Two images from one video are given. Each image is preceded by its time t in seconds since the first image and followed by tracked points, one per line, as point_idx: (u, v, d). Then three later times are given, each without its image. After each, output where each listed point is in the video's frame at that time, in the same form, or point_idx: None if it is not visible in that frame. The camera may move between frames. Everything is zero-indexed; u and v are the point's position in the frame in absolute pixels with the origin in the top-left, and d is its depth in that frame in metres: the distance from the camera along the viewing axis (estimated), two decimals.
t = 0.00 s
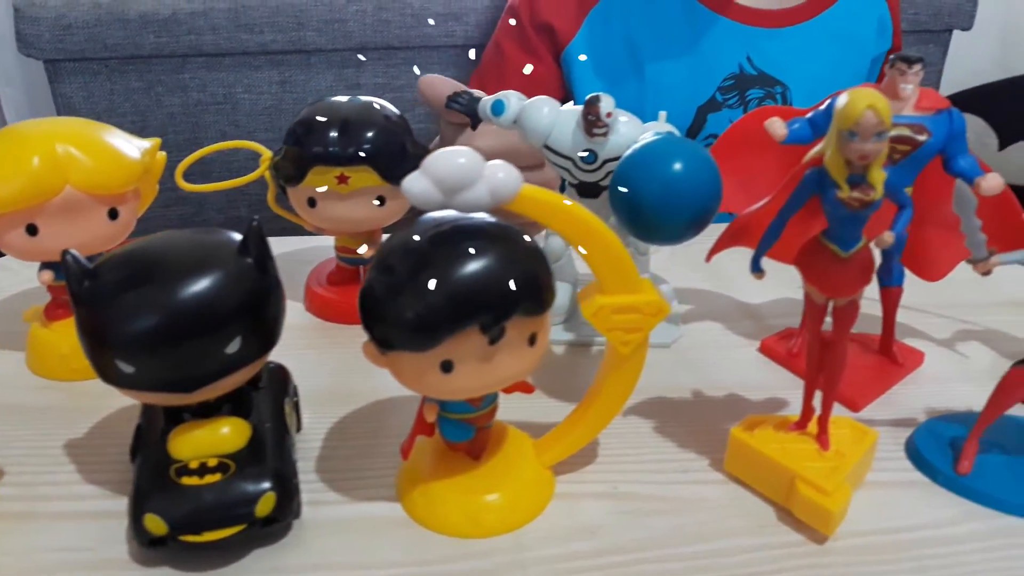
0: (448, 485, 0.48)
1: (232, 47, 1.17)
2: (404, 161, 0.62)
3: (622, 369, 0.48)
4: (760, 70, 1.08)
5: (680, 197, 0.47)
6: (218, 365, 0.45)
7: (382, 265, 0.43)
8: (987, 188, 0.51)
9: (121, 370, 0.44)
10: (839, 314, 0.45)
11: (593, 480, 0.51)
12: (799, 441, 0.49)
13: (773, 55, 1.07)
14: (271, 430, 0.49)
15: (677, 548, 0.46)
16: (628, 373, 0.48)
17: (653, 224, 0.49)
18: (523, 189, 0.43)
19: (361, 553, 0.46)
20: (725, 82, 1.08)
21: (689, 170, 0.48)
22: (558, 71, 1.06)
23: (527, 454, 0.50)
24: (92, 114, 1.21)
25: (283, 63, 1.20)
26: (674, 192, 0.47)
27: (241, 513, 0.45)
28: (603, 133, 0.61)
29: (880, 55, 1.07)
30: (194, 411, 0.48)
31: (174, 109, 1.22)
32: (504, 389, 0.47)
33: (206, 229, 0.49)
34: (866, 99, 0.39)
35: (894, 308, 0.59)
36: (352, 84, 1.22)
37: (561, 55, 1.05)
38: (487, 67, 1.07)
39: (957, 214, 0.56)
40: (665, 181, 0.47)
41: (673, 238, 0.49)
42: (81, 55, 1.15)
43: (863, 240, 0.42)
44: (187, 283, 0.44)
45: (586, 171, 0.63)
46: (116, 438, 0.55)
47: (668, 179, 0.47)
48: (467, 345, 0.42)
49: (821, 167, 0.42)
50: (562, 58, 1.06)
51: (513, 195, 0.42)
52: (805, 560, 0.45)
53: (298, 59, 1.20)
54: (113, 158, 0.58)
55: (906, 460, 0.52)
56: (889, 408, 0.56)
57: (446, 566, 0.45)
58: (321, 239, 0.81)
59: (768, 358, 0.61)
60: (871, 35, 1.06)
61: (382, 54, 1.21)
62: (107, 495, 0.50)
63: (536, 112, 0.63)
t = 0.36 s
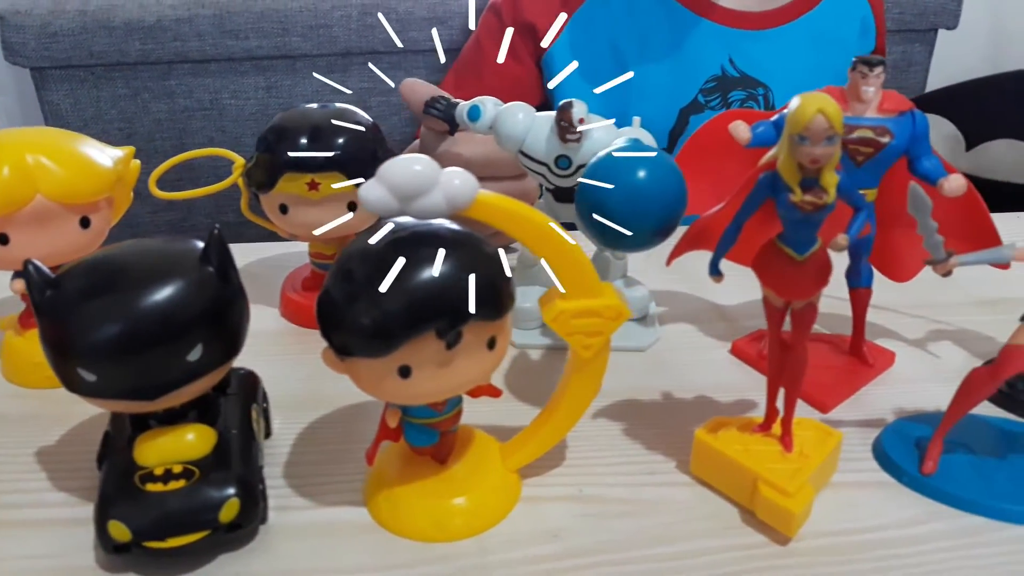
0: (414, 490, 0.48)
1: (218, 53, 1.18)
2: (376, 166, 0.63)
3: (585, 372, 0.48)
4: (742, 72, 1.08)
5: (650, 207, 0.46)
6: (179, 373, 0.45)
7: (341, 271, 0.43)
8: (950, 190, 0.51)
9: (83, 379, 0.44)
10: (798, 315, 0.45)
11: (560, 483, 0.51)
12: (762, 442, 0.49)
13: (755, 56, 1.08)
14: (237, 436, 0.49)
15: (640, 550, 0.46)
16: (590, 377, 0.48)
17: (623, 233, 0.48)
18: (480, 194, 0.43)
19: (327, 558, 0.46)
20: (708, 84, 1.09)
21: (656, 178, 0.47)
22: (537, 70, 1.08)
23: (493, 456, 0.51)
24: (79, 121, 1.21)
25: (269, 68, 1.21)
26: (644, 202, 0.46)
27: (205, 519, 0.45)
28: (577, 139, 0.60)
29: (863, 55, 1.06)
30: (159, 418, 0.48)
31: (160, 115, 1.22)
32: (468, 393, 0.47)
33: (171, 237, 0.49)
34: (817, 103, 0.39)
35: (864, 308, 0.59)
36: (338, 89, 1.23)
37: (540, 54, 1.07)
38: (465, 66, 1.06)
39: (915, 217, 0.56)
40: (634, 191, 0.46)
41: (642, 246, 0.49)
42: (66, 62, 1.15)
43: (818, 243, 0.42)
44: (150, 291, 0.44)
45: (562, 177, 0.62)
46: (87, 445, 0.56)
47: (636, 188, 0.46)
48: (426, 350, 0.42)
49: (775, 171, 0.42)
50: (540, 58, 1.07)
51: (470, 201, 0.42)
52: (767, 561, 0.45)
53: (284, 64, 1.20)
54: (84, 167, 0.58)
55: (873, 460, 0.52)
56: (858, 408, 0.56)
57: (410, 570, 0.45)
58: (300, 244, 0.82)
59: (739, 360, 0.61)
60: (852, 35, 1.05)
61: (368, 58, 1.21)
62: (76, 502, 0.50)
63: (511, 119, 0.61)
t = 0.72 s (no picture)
0: (392, 490, 0.49)
1: (207, 55, 1.18)
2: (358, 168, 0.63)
3: (562, 372, 0.48)
4: (727, 73, 1.09)
5: (627, 210, 0.47)
6: (156, 375, 0.45)
7: (317, 270, 0.43)
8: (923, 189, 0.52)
9: (61, 381, 0.44)
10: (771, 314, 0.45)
11: (537, 482, 0.51)
12: (739, 441, 0.50)
13: (738, 58, 1.08)
14: (216, 438, 0.49)
15: (615, 549, 0.46)
16: (567, 377, 0.49)
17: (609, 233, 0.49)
18: (455, 195, 0.43)
19: (304, 559, 0.46)
20: (692, 85, 1.10)
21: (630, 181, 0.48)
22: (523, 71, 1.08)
23: (471, 456, 0.51)
24: (69, 124, 1.22)
25: (259, 70, 1.21)
26: (621, 206, 0.47)
27: (182, 520, 0.45)
28: (556, 140, 0.60)
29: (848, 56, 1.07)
30: (138, 420, 0.48)
31: (151, 117, 1.23)
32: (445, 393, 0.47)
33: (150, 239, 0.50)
34: (786, 102, 0.39)
35: (843, 307, 0.59)
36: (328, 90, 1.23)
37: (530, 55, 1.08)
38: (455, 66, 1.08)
39: (883, 213, 0.56)
40: (620, 196, 0.47)
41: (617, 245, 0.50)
42: (56, 66, 1.16)
43: (790, 242, 0.42)
44: (129, 292, 0.44)
45: (543, 177, 0.62)
46: (69, 447, 0.56)
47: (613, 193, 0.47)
48: (401, 351, 0.42)
49: (746, 171, 0.43)
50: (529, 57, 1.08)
51: (443, 202, 0.42)
52: (742, 559, 0.45)
53: (273, 66, 1.21)
54: (67, 170, 0.58)
55: (850, 458, 0.53)
56: (837, 406, 0.57)
57: (386, 569, 0.46)
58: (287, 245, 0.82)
59: (719, 359, 0.62)
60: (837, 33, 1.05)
61: (357, 60, 1.21)
62: (56, 503, 0.51)
63: (491, 119, 0.62)
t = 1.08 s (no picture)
0: (363, 490, 0.49)
1: (194, 56, 1.18)
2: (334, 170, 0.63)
3: (532, 372, 0.48)
4: (714, 75, 1.09)
5: (596, 208, 0.46)
6: (125, 377, 0.45)
7: (283, 272, 0.43)
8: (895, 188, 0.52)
9: (30, 383, 0.44)
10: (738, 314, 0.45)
11: (510, 482, 0.51)
12: (710, 440, 0.50)
13: (725, 62, 1.08)
14: (187, 439, 0.49)
15: (585, 548, 0.46)
16: (537, 377, 0.49)
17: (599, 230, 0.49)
18: (420, 197, 0.43)
19: (275, 559, 0.46)
20: (679, 87, 1.10)
21: (600, 179, 0.47)
22: (514, 72, 1.07)
23: (443, 457, 0.51)
24: (57, 126, 1.22)
25: (246, 71, 1.21)
26: (591, 205, 0.46)
27: (151, 521, 0.45)
28: (531, 140, 0.60)
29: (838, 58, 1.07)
30: (110, 421, 0.48)
31: (139, 119, 1.23)
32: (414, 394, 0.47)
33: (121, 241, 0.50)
34: (746, 104, 0.39)
35: (819, 306, 0.59)
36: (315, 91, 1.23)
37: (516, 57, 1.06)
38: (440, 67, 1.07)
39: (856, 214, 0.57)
40: (606, 194, 0.47)
41: (590, 247, 0.49)
42: (43, 67, 1.16)
43: (754, 243, 0.43)
44: (97, 295, 0.44)
45: (519, 177, 0.62)
46: (45, 448, 0.56)
47: (581, 191, 0.46)
48: (365, 353, 0.43)
49: (710, 172, 0.43)
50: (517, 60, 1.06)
51: (408, 205, 0.43)
52: (711, 557, 0.45)
53: (260, 67, 1.21)
54: (42, 172, 0.58)
55: (823, 457, 0.53)
56: (812, 405, 0.57)
57: (355, 569, 0.46)
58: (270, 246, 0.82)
59: (695, 358, 0.62)
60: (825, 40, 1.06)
61: (344, 60, 1.22)
62: (30, 505, 0.51)
63: (467, 120, 0.62)
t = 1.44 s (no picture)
0: (331, 491, 0.49)
1: (179, 56, 1.18)
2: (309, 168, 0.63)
3: (501, 374, 0.48)
4: (708, 76, 1.09)
5: (567, 208, 0.46)
6: (90, 378, 0.45)
7: (249, 272, 0.43)
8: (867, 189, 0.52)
9: None
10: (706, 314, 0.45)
11: (479, 483, 0.51)
12: (679, 441, 0.50)
13: (719, 62, 1.09)
14: (156, 440, 0.49)
15: (552, 550, 0.46)
16: (505, 379, 0.48)
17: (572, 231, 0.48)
18: (387, 197, 0.43)
19: (242, 561, 0.46)
20: (674, 87, 1.10)
21: (571, 178, 0.46)
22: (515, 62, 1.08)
23: (412, 459, 0.51)
24: (41, 125, 1.21)
25: (232, 71, 1.21)
26: (561, 204, 0.46)
27: (115, 522, 0.45)
28: (506, 141, 0.59)
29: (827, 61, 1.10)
30: (77, 421, 0.48)
31: (123, 118, 1.22)
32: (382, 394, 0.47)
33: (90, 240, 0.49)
34: (711, 104, 0.39)
35: (793, 308, 0.59)
36: (301, 91, 1.23)
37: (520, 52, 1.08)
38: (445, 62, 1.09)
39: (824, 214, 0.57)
40: (579, 194, 0.46)
41: (561, 247, 0.49)
42: (27, 66, 1.15)
43: (719, 244, 0.43)
44: (62, 295, 0.44)
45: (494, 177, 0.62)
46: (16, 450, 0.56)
47: (552, 190, 0.46)
48: (330, 353, 0.43)
49: (675, 173, 0.43)
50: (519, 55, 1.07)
51: (375, 204, 0.43)
52: (678, 560, 0.45)
53: (246, 67, 1.21)
54: (14, 171, 0.58)
55: (794, 459, 0.53)
56: (785, 406, 0.57)
57: (321, 571, 0.46)
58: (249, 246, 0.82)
59: (670, 359, 0.62)
60: (816, 39, 1.08)
61: (330, 60, 1.22)
62: None
63: (443, 120, 0.62)
